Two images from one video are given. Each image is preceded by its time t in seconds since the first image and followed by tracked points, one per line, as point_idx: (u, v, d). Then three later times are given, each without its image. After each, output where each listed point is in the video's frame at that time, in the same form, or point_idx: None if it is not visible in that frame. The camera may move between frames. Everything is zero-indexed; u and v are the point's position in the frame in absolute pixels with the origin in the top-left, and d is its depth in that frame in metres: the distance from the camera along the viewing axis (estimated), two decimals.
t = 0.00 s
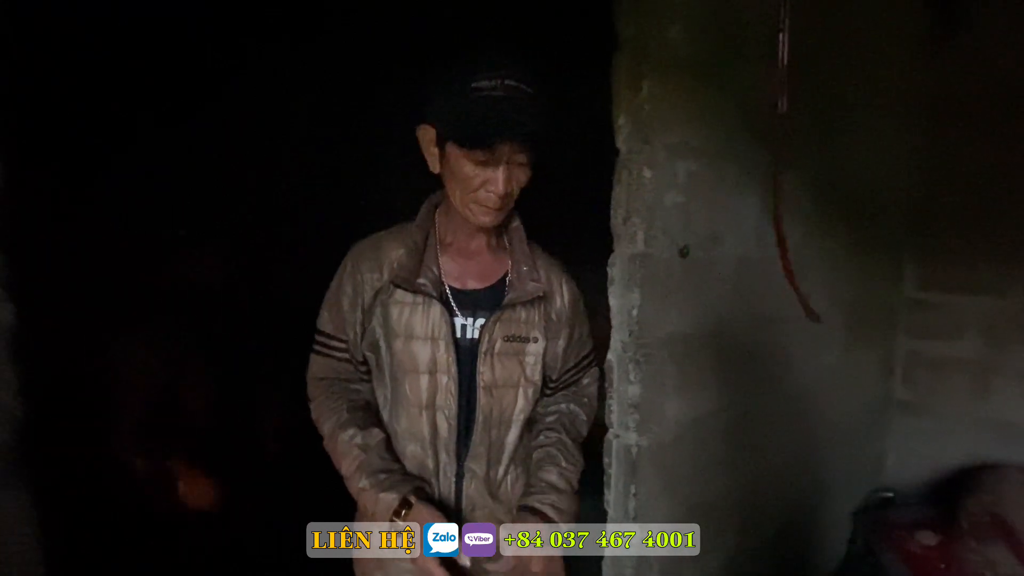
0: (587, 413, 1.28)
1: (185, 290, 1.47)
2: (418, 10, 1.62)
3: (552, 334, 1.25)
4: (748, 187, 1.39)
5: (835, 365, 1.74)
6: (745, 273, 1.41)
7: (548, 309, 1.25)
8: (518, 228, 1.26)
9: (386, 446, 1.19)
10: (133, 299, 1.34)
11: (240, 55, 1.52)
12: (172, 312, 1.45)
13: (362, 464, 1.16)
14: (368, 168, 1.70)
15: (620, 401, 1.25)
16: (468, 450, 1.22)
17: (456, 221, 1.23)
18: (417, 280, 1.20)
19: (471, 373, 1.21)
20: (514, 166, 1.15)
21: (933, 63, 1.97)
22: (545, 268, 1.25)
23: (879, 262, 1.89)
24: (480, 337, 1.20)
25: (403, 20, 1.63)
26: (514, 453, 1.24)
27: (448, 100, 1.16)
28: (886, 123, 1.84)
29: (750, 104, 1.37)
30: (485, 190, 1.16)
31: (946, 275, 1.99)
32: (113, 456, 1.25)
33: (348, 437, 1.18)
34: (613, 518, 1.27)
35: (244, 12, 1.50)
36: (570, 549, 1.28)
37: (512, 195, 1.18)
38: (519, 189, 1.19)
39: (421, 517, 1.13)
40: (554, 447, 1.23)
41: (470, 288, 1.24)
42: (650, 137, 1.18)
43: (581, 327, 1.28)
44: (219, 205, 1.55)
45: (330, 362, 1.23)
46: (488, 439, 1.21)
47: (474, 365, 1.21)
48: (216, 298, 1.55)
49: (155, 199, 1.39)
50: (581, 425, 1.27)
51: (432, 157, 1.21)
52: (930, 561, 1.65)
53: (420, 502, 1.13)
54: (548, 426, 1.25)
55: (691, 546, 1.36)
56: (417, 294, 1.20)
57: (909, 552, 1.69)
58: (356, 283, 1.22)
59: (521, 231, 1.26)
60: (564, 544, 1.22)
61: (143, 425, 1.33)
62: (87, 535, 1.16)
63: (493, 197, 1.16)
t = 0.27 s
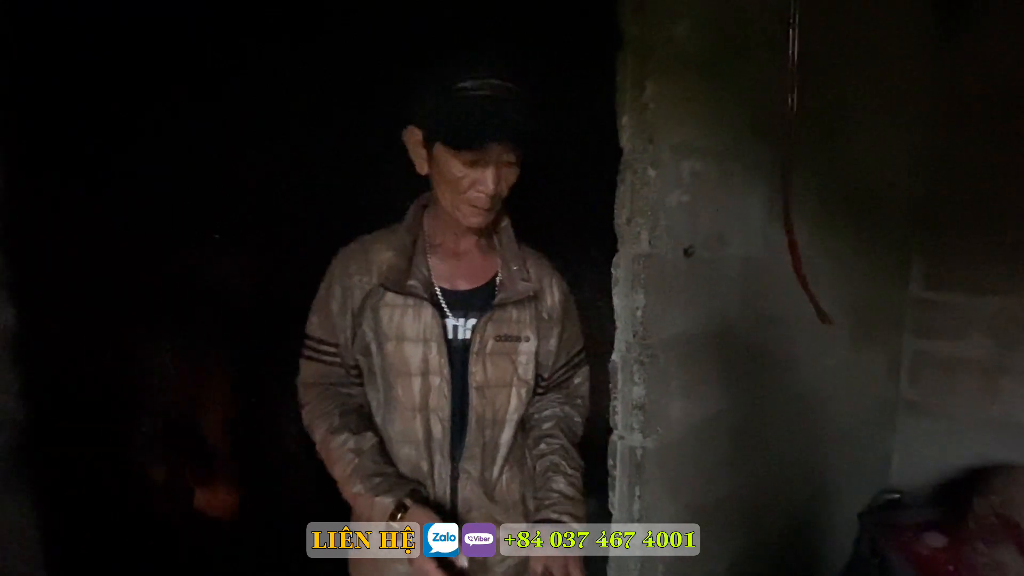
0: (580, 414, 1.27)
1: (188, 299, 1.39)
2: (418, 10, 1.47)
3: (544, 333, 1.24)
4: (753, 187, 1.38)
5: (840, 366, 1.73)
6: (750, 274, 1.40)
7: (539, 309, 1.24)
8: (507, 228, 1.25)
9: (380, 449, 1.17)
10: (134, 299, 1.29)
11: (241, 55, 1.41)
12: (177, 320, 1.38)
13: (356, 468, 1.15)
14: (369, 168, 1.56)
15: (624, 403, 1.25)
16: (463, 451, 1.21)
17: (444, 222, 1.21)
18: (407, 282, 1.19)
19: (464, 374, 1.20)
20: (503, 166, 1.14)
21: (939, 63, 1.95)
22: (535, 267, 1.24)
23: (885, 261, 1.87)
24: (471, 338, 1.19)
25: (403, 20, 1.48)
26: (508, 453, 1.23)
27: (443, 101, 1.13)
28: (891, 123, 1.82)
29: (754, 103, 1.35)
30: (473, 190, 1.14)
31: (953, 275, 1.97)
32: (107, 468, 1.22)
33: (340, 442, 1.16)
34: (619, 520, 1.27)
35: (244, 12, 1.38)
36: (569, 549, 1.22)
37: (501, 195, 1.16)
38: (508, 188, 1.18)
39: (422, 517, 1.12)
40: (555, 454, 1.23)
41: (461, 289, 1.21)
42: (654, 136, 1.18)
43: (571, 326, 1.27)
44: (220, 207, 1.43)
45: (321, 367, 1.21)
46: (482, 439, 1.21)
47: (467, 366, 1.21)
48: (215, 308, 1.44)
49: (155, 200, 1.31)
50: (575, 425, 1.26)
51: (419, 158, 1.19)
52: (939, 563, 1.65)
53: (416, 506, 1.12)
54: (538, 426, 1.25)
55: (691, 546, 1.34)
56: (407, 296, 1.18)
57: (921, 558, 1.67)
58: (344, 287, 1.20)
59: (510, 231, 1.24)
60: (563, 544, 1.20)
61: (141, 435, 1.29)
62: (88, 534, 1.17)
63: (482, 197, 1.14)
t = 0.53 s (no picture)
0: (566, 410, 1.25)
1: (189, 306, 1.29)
2: (418, 10, 1.31)
3: (529, 329, 1.21)
4: (756, 186, 1.37)
5: (844, 366, 1.72)
6: (752, 273, 1.39)
7: (524, 304, 1.22)
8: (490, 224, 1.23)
9: (368, 453, 1.16)
10: (134, 299, 1.23)
11: (241, 55, 1.29)
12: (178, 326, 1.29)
13: (346, 474, 1.14)
14: (370, 167, 1.40)
15: (626, 403, 1.24)
16: (453, 451, 1.20)
17: (425, 222, 1.19)
18: (392, 283, 1.17)
19: (452, 373, 1.18)
20: (481, 162, 1.13)
21: (942, 62, 1.93)
22: (520, 261, 1.23)
23: (889, 261, 1.86)
24: (459, 337, 1.18)
25: (402, 20, 1.32)
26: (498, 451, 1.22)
27: (433, 101, 1.10)
28: (893, 122, 1.81)
29: (756, 102, 1.34)
30: (452, 188, 1.13)
31: (956, 274, 1.97)
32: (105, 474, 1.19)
33: (328, 448, 1.15)
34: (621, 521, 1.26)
35: (244, 11, 1.27)
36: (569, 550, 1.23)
37: (481, 191, 1.15)
38: (488, 184, 1.17)
39: (422, 518, 1.13)
40: (545, 452, 1.22)
41: (448, 288, 1.20)
42: (656, 134, 1.17)
43: (555, 320, 1.24)
44: (219, 209, 1.31)
45: (305, 373, 1.18)
46: (472, 438, 1.19)
47: (454, 364, 1.19)
48: (214, 313, 1.32)
49: (154, 201, 1.23)
50: (563, 421, 1.24)
51: (397, 158, 1.17)
52: (943, 563, 1.65)
53: (409, 509, 1.13)
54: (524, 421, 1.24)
55: (691, 546, 1.33)
56: (392, 297, 1.16)
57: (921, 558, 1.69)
58: (326, 293, 1.18)
59: (494, 227, 1.23)
60: (563, 544, 1.20)
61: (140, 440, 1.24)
62: (88, 534, 1.17)
63: (461, 193, 1.14)
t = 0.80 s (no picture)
0: (552, 401, 1.28)
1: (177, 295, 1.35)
2: (418, 10, 1.43)
3: (520, 323, 1.24)
4: (759, 182, 1.36)
5: (848, 364, 1.71)
6: (756, 271, 1.38)
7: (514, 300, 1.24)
8: (478, 222, 1.26)
9: (363, 457, 1.16)
10: (134, 300, 1.28)
11: (241, 56, 1.38)
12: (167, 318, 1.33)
13: (342, 480, 1.13)
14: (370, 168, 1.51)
15: (630, 402, 1.25)
16: (448, 450, 1.21)
17: (412, 223, 1.21)
18: (384, 285, 1.17)
19: (446, 372, 1.20)
20: (459, 160, 1.15)
21: (948, 58, 1.91)
22: (508, 257, 1.25)
23: (895, 258, 1.85)
24: (452, 335, 1.19)
25: (402, 21, 1.44)
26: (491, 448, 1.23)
27: (434, 102, 1.12)
28: (897, 119, 1.79)
29: (759, 98, 1.33)
30: (432, 187, 1.15)
31: (962, 271, 1.95)
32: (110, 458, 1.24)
33: (322, 454, 1.13)
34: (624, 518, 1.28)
35: (244, 11, 1.35)
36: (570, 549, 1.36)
37: (462, 188, 1.17)
38: (468, 181, 1.18)
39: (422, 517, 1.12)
40: (529, 445, 1.24)
41: (438, 288, 1.21)
42: (660, 130, 1.17)
43: (543, 312, 1.30)
44: (220, 211, 1.40)
45: (295, 379, 1.17)
46: (467, 435, 1.20)
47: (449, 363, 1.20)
48: (214, 314, 1.41)
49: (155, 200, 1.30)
50: (550, 412, 1.28)
51: (380, 162, 1.19)
52: (948, 563, 1.64)
53: (408, 511, 1.12)
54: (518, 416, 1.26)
55: (690, 546, 1.32)
56: (384, 298, 1.16)
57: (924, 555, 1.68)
58: (317, 298, 1.17)
59: (481, 225, 1.25)
60: (563, 543, 1.33)
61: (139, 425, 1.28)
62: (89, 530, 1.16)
63: (442, 192, 1.16)
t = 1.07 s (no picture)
0: (570, 402, 1.26)
1: (185, 300, 1.32)
2: (418, 10, 1.41)
3: (534, 323, 1.22)
4: (770, 178, 1.34)
5: (862, 364, 1.68)
6: (766, 270, 1.36)
7: (529, 298, 1.22)
8: (489, 219, 1.23)
9: (371, 455, 1.18)
10: (134, 300, 1.23)
11: (241, 55, 1.36)
12: (171, 322, 1.30)
13: (346, 476, 1.15)
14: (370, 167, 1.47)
15: (638, 402, 1.22)
16: (456, 446, 1.20)
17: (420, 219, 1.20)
18: (395, 280, 1.17)
19: (457, 369, 1.19)
20: (456, 150, 1.13)
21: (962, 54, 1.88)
22: (523, 257, 1.24)
23: (909, 256, 1.81)
24: (464, 332, 1.17)
25: (402, 20, 1.42)
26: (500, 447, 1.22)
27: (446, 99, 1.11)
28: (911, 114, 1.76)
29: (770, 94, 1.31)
30: (431, 179, 1.14)
31: (976, 269, 1.92)
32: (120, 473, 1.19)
33: (331, 449, 1.16)
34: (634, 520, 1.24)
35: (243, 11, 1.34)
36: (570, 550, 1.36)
37: (463, 178, 1.15)
38: (470, 171, 1.15)
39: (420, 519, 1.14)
40: (537, 434, 1.22)
41: (449, 284, 1.20)
42: (669, 126, 1.15)
43: (562, 312, 1.27)
44: (220, 211, 1.37)
45: (312, 373, 1.19)
46: (476, 433, 1.19)
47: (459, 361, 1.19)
48: (214, 313, 1.37)
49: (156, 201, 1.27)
50: (564, 414, 1.25)
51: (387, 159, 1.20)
52: (967, 567, 1.60)
53: (402, 515, 1.14)
54: (535, 414, 1.23)
55: (691, 546, 1.28)
56: (397, 294, 1.16)
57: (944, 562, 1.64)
58: (333, 293, 1.18)
59: (493, 222, 1.24)
60: (563, 543, 1.34)
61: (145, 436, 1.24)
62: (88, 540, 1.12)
63: (441, 183, 1.13)
